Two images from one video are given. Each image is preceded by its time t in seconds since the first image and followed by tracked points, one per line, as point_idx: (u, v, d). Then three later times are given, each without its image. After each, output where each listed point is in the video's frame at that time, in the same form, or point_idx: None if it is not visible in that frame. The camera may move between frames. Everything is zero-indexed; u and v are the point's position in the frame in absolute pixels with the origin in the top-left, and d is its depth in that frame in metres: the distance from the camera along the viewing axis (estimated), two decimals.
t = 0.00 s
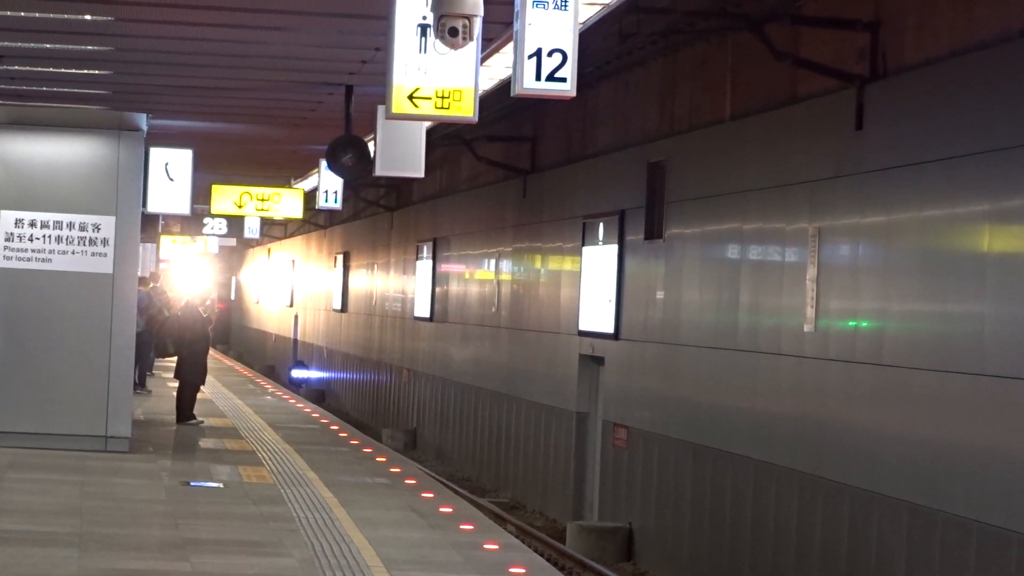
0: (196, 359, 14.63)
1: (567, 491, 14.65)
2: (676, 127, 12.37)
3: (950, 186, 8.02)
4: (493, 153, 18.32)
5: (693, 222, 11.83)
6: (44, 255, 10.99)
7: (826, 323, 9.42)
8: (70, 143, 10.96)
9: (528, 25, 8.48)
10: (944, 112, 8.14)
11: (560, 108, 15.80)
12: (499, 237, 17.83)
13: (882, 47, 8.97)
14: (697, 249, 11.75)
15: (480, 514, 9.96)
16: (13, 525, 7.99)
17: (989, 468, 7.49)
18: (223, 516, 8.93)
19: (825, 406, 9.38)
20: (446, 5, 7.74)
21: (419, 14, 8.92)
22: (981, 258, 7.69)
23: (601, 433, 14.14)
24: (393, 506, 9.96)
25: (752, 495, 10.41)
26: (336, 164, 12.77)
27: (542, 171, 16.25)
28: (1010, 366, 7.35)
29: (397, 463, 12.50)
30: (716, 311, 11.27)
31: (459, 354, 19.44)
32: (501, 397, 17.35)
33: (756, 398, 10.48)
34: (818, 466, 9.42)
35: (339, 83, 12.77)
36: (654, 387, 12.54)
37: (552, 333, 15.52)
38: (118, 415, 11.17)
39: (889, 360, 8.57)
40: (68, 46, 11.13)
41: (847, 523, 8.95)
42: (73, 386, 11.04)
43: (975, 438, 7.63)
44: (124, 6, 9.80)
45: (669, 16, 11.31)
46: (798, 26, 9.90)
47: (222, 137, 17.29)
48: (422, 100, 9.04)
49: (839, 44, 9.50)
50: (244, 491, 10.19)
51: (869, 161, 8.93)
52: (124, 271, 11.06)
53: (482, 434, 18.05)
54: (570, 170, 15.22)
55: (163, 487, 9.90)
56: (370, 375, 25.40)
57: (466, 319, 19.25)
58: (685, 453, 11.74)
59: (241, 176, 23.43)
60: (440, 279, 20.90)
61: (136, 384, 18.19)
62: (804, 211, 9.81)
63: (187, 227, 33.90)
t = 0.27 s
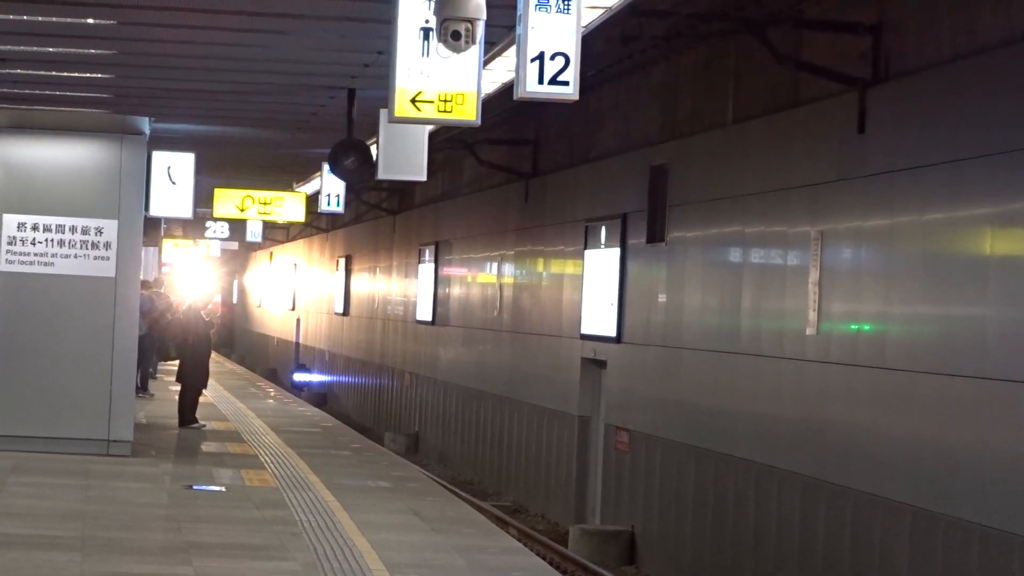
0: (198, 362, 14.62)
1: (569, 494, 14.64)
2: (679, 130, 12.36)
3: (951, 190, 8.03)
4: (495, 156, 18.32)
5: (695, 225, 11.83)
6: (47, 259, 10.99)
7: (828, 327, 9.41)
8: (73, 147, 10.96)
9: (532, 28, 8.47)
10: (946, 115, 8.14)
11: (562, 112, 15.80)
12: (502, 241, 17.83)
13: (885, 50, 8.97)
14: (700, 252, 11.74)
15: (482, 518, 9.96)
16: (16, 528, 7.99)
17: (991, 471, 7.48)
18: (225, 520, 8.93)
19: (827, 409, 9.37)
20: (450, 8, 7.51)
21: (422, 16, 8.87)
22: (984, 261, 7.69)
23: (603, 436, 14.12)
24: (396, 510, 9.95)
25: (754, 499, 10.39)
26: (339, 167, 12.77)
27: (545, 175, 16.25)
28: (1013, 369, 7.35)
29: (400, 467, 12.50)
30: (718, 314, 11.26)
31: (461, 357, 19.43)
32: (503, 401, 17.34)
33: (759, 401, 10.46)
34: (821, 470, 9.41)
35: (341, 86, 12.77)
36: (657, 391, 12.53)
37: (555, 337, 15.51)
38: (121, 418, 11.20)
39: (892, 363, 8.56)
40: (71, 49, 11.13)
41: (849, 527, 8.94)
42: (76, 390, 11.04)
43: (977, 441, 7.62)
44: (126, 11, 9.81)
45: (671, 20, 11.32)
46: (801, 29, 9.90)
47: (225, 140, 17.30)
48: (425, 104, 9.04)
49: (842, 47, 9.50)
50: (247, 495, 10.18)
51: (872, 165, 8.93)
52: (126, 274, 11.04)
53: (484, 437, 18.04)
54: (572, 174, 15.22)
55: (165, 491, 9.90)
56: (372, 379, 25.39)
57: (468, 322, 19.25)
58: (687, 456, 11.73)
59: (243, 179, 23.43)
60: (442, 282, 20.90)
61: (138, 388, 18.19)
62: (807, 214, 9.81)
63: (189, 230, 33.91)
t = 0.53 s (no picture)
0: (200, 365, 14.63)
1: (572, 496, 14.64)
2: (681, 132, 12.37)
3: (954, 192, 8.02)
4: (498, 158, 18.33)
5: (698, 228, 11.83)
6: (49, 262, 10.99)
7: (830, 329, 9.41)
8: (75, 149, 10.96)
9: (534, 31, 8.47)
10: (948, 117, 8.14)
11: (565, 114, 15.81)
12: (504, 243, 17.83)
13: (887, 52, 8.97)
14: (702, 254, 11.74)
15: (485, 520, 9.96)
16: (20, 531, 8.00)
17: (994, 473, 7.48)
18: (229, 523, 8.93)
19: (829, 412, 9.37)
20: (451, 10, 7.02)
21: (424, 19, 8.87)
22: (986, 264, 7.69)
23: (606, 439, 14.12)
24: (399, 512, 9.95)
25: (757, 501, 10.39)
26: (342, 170, 12.78)
27: (547, 177, 16.25)
28: (1015, 372, 7.34)
29: (403, 469, 12.50)
30: (720, 317, 11.26)
31: (464, 360, 19.43)
32: (505, 403, 17.34)
33: (761, 403, 10.47)
34: (823, 472, 9.41)
35: (344, 89, 12.78)
36: (659, 393, 12.54)
37: (557, 339, 15.51)
38: (123, 421, 11.18)
39: (894, 366, 8.56)
40: (73, 52, 11.14)
41: (852, 529, 8.93)
42: (78, 393, 11.05)
43: (980, 443, 7.62)
44: (128, 14, 9.82)
45: (674, 22, 11.34)
46: (803, 31, 9.91)
47: (227, 143, 17.31)
48: (427, 107, 9.05)
49: (844, 50, 9.50)
50: (250, 497, 10.18)
51: (874, 167, 8.93)
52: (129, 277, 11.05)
53: (487, 440, 18.03)
54: (575, 176, 15.22)
55: (168, 494, 9.91)
56: (375, 381, 25.40)
57: (470, 325, 19.25)
58: (690, 458, 11.73)
59: (246, 182, 23.44)
60: (445, 284, 20.91)
61: (142, 391, 18.20)
62: (809, 216, 9.81)
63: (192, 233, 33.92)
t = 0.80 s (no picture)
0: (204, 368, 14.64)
1: (575, 499, 14.63)
2: (684, 135, 12.37)
3: (957, 195, 8.02)
4: (501, 161, 18.33)
5: (701, 230, 11.83)
6: (52, 265, 10.99)
7: (834, 332, 9.40)
8: (79, 152, 10.97)
9: (538, 33, 8.47)
10: (951, 120, 8.14)
11: (568, 117, 15.81)
12: (507, 246, 17.83)
13: (890, 55, 8.97)
14: (705, 257, 11.74)
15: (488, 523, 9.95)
16: (23, 534, 8.00)
17: (997, 476, 7.47)
18: (232, 525, 8.93)
19: (833, 414, 9.37)
20: (454, 12, 7.01)
21: (428, 22, 8.87)
22: (989, 266, 7.68)
23: (609, 442, 14.12)
24: (402, 515, 9.95)
25: (760, 504, 10.39)
26: (345, 172, 12.79)
27: (550, 180, 16.25)
28: (1019, 375, 7.34)
29: (406, 472, 12.50)
30: (724, 319, 11.26)
31: (467, 362, 19.43)
32: (509, 406, 17.34)
33: (764, 406, 10.46)
34: (827, 475, 9.40)
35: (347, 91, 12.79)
36: (662, 396, 12.53)
37: (560, 342, 15.50)
38: (127, 423, 11.18)
39: (897, 368, 8.55)
40: (76, 55, 11.15)
41: (856, 531, 8.93)
42: (81, 395, 11.05)
43: (983, 446, 7.61)
44: (131, 16, 9.83)
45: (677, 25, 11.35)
46: (806, 34, 9.91)
47: (231, 146, 17.32)
48: (431, 109, 9.05)
49: (847, 53, 9.50)
50: (253, 500, 10.17)
51: (877, 170, 8.93)
52: (132, 280, 11.06)
53: (490, 443, 18.02)
54: (578, 179, 15.22)
55: (171, 496, 9.91)
56: (378, 384, 25.40)
57: (473, 327, 19.25)
58: (693, 461, 11.73)
59: (249, 185, 23.46)
60: (448, 287, 20.91)
61: (145, 394, 18.21)
62: (812, 219, 9.81)
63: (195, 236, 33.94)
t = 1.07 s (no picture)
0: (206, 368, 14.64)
1: (578, 500, 14.63)
2: (687, 136, 12.36)
3: (960, 196, 8.01)
4: (504, 162, 18.33)
5: (704, 231, 11.82)
6: (55, 265, 10.99)
7: (837, 333, 9.39)
8: (82, 152, 10.98)
9: (541, 34, 8.47)
10: (954, 121, 8.13)
11: (571, 118, 15.80)
12: (510, 246, 17.83)
13: (893, 56, 8.96)
14: (708, 258, 11.73)
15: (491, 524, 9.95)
16: (25, 534, 8.00)
17: (1000, 478, 7.46)
18: (234, 526, 8.93)
19: (835, 415, 9.35)
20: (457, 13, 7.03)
21: (431, 23, 8.91)
22: (992, 267, 7.67)
23: (612, 442, 14.11)
24: (404, 515, 9.95)
25: (762, 505, 10.38)
26: (348, 173, 12.78)
27: (553, 181, 16.24)
28: (1021, 376, 7.33)
29: (408, 472, 12.49)
30: (726, 320, 11.25)
31: (470, 363, 19.43)
32: (511, 406, 17.33)
33: (767, 408, 10.45)
34: (829, 476, 9.39)
35: (349, 92, 12.78)
36: (665, 397, 12.52)
37: (563, 343, 15.50)
38: (129, 424, 11.19)
39: (900, 369, 8.54)
40: (80, 55, 11.16)
41: (858, 532, 8.92)
42: (84, 396, 11.06)
43: (986, 447, 7.60)
44: (134, 17, 9.83)
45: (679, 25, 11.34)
46: (809, 35, 9.89)
47: (233, 146, 17.32)
48: (434, 110, 9.02)
49: (850, 53, 9.49)
50: (255, 500, 10.17)
51: (880, 171, 8.92)
52: (135, 280, 11.07)
53: (492, 443, 18.02)
54: (581, 179, 15.22)
55: (174, 497, 9.91)
56: (381, 384, 25.40)
57: (476, 328, 19.25)
58: (696, 462, 11.72)
59: (252, 185, 23.46)
60: (451, 288, 20.91)
61: (147, 394, 18.21)
62: (815, 220, 9.79)
63: (198, 236, 33.94)
